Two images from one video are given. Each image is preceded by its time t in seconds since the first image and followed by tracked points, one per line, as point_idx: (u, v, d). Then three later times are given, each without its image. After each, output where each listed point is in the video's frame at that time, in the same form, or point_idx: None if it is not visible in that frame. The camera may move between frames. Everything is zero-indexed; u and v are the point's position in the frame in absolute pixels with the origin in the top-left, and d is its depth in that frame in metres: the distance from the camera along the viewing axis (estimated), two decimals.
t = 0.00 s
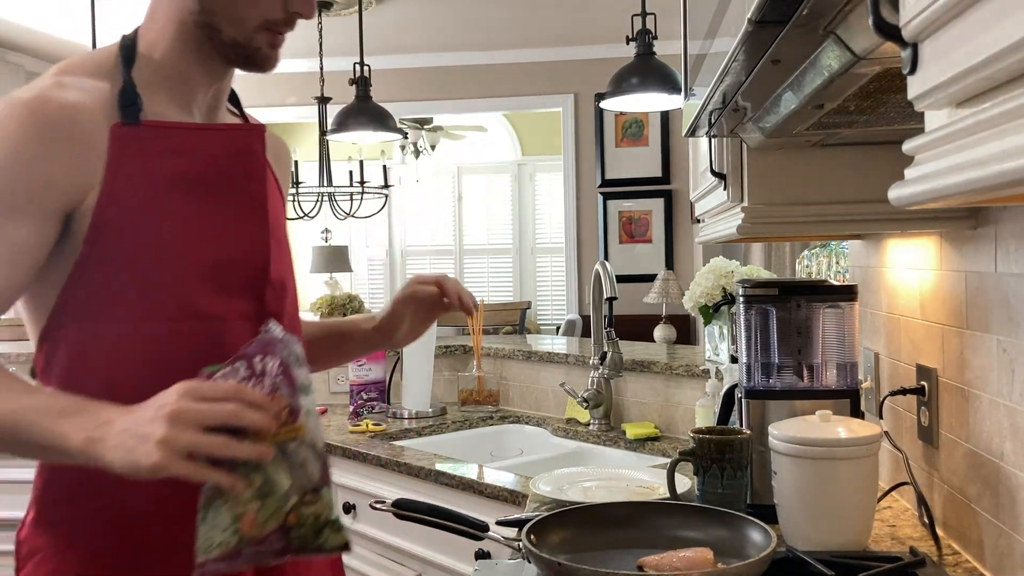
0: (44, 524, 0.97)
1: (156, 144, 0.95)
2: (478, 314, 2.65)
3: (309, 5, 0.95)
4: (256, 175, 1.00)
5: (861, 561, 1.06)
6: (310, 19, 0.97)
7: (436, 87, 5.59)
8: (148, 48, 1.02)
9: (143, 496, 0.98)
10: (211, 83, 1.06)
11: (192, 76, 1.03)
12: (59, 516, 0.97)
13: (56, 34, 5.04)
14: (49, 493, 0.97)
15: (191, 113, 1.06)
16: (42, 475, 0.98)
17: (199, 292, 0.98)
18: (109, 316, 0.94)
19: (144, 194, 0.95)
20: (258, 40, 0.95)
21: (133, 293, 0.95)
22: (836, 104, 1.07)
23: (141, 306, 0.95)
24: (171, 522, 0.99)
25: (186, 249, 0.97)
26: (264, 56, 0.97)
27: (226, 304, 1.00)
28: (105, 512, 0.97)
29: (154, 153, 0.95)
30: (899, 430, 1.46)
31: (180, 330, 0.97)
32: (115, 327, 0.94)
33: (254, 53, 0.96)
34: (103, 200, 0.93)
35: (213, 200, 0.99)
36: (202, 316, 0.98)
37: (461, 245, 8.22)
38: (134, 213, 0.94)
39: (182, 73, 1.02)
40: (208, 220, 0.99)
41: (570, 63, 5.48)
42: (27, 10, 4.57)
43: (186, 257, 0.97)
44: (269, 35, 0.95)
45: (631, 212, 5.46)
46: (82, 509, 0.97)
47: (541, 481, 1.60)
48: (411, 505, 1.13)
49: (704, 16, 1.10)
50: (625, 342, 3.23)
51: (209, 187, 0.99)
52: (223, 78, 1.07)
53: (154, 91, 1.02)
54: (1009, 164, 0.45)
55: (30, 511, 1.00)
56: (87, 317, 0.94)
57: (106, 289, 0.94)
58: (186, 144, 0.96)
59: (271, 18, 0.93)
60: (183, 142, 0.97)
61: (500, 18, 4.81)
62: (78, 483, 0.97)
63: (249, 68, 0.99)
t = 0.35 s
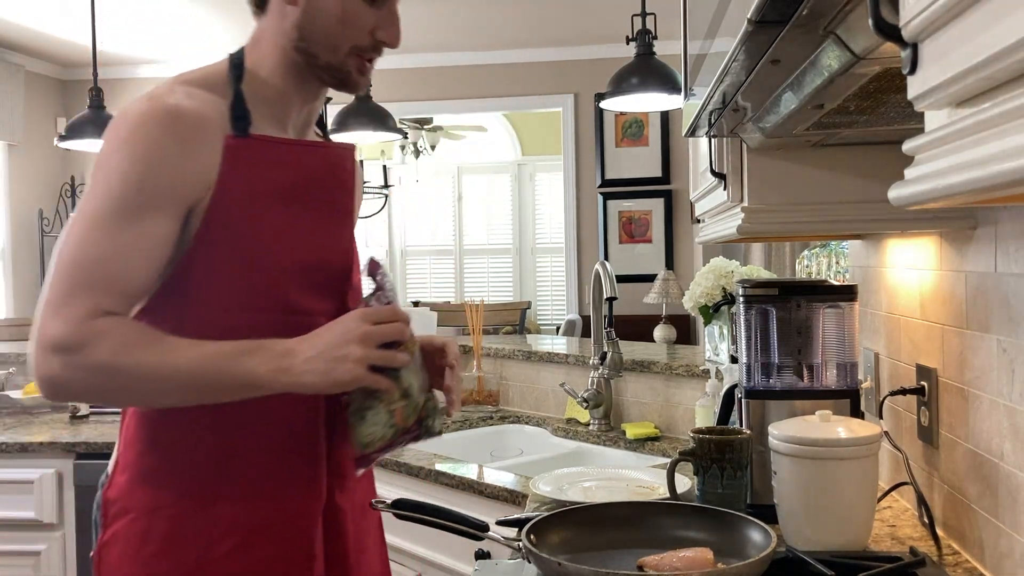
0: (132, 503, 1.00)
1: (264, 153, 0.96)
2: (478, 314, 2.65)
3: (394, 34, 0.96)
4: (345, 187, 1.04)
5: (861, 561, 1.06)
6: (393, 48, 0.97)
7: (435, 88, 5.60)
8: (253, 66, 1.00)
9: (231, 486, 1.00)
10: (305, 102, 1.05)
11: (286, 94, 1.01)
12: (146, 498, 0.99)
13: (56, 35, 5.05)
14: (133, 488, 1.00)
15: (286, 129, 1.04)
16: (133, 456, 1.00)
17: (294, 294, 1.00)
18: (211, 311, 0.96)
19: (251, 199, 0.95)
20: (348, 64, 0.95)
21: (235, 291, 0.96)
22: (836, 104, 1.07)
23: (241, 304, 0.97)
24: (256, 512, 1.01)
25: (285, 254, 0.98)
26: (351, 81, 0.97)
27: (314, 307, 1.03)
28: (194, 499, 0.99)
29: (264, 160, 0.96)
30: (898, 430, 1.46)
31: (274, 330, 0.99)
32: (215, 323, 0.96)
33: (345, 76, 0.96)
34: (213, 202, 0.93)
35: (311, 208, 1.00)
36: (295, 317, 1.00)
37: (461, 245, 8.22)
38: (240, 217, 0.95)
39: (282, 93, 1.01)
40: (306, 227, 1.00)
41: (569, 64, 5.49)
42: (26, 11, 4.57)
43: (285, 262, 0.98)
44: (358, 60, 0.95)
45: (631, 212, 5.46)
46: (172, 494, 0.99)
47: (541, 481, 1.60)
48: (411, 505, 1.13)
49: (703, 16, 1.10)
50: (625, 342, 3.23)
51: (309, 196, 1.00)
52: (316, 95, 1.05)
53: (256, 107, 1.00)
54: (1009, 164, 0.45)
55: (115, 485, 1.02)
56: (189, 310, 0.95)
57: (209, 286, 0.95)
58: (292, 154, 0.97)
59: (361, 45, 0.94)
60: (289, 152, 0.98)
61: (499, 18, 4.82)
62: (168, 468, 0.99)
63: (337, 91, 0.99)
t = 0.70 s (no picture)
0: (186, 482, 1.12)
1: (317, 166, 1.10)
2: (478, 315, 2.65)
3: (433, 55, 1.10)
4: (384, 195, 1.19)
5: (860, 561, 1.06)
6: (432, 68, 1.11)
7: (435, 88, 5.60)
8: (307, 78, 1.15)
9: (276, 467, 1.12)
10: (350, 115, 1.20)
11: (334, 109, 1.16)
12: (199, 477, 1.11)
13: (56, 34, 5.04)
14: (187, 468, 1.12)
15: (331, 138, 1.20)
16: (186, 439, 1.12)
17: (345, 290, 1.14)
18: (278, 302, 1.10)
19: (309, 208, 1.09)
20: (386, 83, 1.10)
21: (297, 286, 1.10)
22: (837, 104, 1.07)
23: (302, 297, 1.11)
24: (298, 491, 1.13)
25: (339, 255, 1.13)
26: (389, 99, 1.12)
27: (361, 302, 1.17)
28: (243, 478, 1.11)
29: (317, 173, 1.10)
30: (899, 430, 1.46)
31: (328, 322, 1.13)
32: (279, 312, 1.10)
33: (383, 95, 1.11)
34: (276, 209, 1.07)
35: (357, 218, 1.15)
36: (345, 311, 1.14)
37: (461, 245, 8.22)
38: (300, 221, 1.09)
39: (330, 105, 1.16)
40: (355, 234, 1.14)
41: (570, 64, 5.49)
42: (26, 10, 4.57)
43: (340, 263, 1.13)
44: (397, 78, 1.10)
45: (631, 212, 5.46)
46: (223, 474, 1.11)
47: (541, 481, 1.60)
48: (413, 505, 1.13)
49: (704, 16, 1.10)
50: (625, 342, 3.23)
51: (355, 206, 1.14)
52: (361, 110, 1.21)
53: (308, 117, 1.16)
54: (1010, 163, 0.45)
55: (167, 467, 1.14)
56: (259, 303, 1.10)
57: (275, 280, 1.09)
58: (342, 167, 1.12)
59: (401, 63, 1.08)
60: (340, 166, 1.12)
61: (499, 18, 4.81)
62: (218, 451, 1.11)
63: (377, 105, 1.14)
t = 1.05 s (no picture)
0: (222, 478, 1.11)
1: (348, 166, 1.11)
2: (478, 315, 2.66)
3: (443, 65, 1.10)
4: (405, 201, 1.22)
5: (860, 561, 1.06)
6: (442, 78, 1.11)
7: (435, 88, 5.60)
8: (324, 81, 1.15)
9: (311, 460, 1.14)
10: (364, 120, 1.20)
11: (348, 113, 1.16)
12: (236, 472, 1.11)
13: (56, 35, 5.05)
14: (222, 463, 1.11)
15: (347, 142, 1.20)
16: (219, 435, 1.12)
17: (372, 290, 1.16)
18: (305, 302, 1.10)
19: (341, 207, 1.11)
20: (398, 89, 1.10)
21: (324, 285, 1.11)
22: (836, 104, 1.07)
23: (330, 297, 1.11)
24: (331, 484, 1.15)
25: (364, 256, 1.14)
26: (400, 106, 1.12)
27: (383, 302, 1.19)
28: (279, 473, 1.12)
29: (348, 172, 1.11)
30: (898, 430, 1.46)
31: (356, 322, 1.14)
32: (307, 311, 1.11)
33: (395, 101, 1.11)
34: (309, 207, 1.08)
35: (381, 219, 1.17)
36: (371, 311, 1.16)
37: (461, 245, 8.22)
38: (334, 220, 1.10)
39: (346, 109, 1.16)
40: (378, 235, 1.17)
41: (570, 64, 5.49)
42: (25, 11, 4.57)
43: (366, 264, 1.15)
44: (407, 86, 1.10)
45: (631, 212, 5.46)
46: (259, 469, 1.11)
47: (541, 481, 1.61)
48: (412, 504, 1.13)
49: (703, 16, 1.10)
50: (624, 342, 3.23)
51: (380, 207, 1.17)
52: (376, 116, 1.21)
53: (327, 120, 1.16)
54: (1010, 163, 0.45)
55: (198, 462, 1.13)
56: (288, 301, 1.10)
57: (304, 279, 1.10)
58: (370, 170, 1.14)
59: (410, 72, 1.08)
60: (368, 167, 1.14)
61: (499, 18, 4.81)
62: (254, 445, 1.11)
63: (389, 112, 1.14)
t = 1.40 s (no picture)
0: (238, 478, 1.11)
1: (358, 166, 1.11)
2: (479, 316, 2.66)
3: (447, 68, 1.10)
4: (410, 203, 1.22)
5: (860, 561, 1.06)
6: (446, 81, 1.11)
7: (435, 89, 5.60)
8: (331, 83, 1.15)
9: (325, 458, 1.14)
10: (369, 123, 1.20)
11: (354, 115, 1.16)
12: (253, 471, 1.11)
13: (56, 35, 5.05)
14: (238, 463, 1.11)
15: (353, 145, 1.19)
16: (234, 435, 1.11)
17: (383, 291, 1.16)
18: (316, 303, 1.10)
19: (353, 207, 1.11)
20: (401, 93, 1.10)
21: (336, 287, 1.11)
22: (836, 104, 1.07)
23: (341, 298, 1.12)
24: (345, 482, 1.16)
25: (374, 257, 1.14)
26: (404, 108, 1.13)
27: (392, 303, 1.19)
28: (295, 471, 1.12)
29: (359, 173, 1.11)
30: (898, 430, 1.46)
31: (367, 323, 1.14)
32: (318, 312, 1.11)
33: (399, 103, 1.11)
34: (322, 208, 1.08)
35: (390, 221, 1.17)
36: (381, 312, 1.16)
37: (461, 245, 8.22)
38: (346, 220, 1.10)
39: (352, 111, 1.15)
40: (388, 236, 1.17)
41: (570, 64, 5.49)
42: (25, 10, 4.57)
43: (376, 265, 1.15)
44: (412, 89, 1.10)
45: (631, 212, 5.46)
46: (276, 468, 1.11)
47: (541, 481, 1.61)
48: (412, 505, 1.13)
49: (703, 16, 1.10)
50: (624, 341, 3.23)
51: (389, 208, 1.17)
52: (382, 118, 1.20)
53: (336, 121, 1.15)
54: (1010, 163, 0.45)
55: (213, 462, 1.13)
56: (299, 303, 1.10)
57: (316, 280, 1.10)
58: (378, 172, 1.15)
59: (415, 74, 1.08)
60: (378, 168, 1.15)
61: (498, 18, 4.81)
62: (271, 445, 1.11)
63: (394, 115, 1.14)
